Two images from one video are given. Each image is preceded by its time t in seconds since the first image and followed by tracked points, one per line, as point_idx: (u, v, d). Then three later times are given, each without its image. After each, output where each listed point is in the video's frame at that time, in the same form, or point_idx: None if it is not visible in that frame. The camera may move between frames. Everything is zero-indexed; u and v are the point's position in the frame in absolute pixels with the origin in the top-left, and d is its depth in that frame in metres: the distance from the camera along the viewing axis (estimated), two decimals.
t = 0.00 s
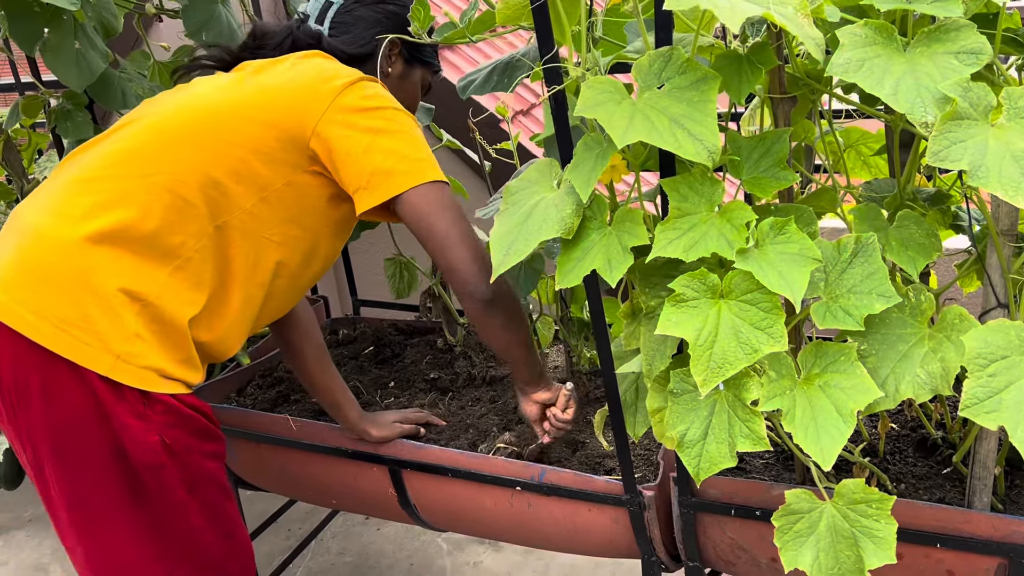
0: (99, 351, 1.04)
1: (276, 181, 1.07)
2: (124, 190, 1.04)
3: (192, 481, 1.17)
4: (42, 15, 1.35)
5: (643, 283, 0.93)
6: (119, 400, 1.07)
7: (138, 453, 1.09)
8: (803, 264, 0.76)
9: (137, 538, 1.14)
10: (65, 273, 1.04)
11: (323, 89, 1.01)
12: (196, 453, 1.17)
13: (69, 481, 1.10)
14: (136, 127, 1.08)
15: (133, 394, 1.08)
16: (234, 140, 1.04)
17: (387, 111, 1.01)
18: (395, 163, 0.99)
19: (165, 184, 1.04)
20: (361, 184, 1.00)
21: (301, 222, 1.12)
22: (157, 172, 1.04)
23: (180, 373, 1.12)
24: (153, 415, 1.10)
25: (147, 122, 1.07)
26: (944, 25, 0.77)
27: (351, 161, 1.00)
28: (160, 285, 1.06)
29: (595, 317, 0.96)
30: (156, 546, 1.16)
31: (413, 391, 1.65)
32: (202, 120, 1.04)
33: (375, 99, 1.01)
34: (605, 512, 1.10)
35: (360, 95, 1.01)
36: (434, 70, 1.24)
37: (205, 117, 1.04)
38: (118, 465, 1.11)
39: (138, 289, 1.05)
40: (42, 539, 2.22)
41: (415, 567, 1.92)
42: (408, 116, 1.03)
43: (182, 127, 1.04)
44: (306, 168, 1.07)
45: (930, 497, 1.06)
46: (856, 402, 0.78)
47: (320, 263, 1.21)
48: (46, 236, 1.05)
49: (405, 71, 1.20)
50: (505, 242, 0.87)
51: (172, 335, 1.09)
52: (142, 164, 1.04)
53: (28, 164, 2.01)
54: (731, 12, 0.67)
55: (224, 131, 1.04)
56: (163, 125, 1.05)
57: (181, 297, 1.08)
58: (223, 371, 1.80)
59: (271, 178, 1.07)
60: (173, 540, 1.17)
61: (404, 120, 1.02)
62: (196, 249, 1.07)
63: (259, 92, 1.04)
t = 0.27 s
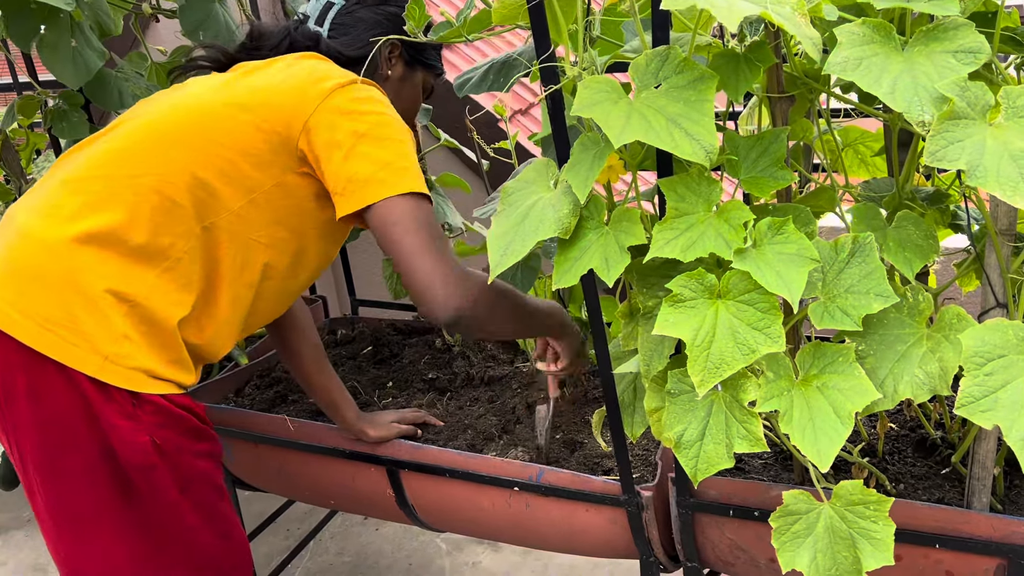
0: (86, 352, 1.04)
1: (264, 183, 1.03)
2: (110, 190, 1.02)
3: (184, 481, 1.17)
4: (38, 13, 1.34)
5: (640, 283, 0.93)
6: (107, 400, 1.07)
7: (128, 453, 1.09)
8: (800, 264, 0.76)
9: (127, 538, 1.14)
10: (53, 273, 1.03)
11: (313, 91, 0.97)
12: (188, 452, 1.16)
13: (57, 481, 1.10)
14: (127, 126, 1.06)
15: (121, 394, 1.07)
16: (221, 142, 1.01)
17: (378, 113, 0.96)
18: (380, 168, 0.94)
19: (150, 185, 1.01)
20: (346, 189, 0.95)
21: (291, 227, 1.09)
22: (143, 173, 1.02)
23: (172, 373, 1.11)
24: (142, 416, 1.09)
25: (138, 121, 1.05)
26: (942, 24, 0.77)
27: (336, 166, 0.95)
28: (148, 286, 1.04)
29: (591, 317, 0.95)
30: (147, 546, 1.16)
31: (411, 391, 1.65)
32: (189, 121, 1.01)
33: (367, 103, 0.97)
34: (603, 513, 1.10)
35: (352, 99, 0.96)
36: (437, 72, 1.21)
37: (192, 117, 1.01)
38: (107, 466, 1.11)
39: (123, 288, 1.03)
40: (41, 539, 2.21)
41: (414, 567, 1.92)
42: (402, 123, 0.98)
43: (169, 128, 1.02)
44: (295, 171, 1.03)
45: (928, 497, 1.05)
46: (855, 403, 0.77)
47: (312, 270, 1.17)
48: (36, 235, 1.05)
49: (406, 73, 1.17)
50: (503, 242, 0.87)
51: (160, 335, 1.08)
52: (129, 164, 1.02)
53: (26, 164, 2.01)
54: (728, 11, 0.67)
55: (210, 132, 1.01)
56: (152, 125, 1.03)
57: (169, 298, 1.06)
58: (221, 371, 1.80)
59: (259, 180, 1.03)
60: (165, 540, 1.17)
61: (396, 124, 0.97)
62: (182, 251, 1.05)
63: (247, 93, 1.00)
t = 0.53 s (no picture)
0: (50, 360, 1.06)
1: (251, 220, 1.08)
2: (98, 200, 1.04)
3: (152, 490, 1.18)
4: (35, 14, 1.34)
5: (636, 283, 0.93)
6: (69, 408, 1.09)
7: (93, 462, 1.11)
8: (797, 264, 0.76)
9: (100, 540, 1.18)
10: (23, 279, 1.05)
11: (317, 138, 1.00)
12: (157, 462, 1.17)
13: (31, 485, 1.14)
14: (125, 132, 1.07)
15: (84, 404, 1.09)
16: (216, 173, 1.04)
17: (378, 170, 1.00)
18: (361, 231, 1.00)
19: (138, 203, 1.04)
20: (324, 250, 1.01)
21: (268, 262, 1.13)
22: (133, 189, 1.04)
23: (143, 383, 1.13)
24: (106, 425, 1.11)
25: (134, 131, 1.07)
26: (938, 24, 0.77)
27: (320, 230, 1.01)
28: (115, 298, 1.07)
29: (588, 317, 0.95)
30: (121, 547, 1.19)
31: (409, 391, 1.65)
32: (188, 144, 1.04)
33: (368, 158, 1.00)
34: (600, 513, 1.10)
35: (345, 161, 1.00)
36: (449, 105, 1.17)
37: (192, 141, 1.04)
38: (72, 471, 1.14)
39: (91, 301, 1.05)
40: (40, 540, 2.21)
41: (412, 567, 1.91)
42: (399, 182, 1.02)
43: (168, 147, 1.04)
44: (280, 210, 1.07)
45: (926, 497, 1.05)
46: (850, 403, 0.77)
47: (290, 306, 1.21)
48: (8, 239, 1.07)
49: (417, 107, 1.13)
50: (499, 242, 0.87)
51: (127, 351, 1.10)
52: (120, 177, 1.04)
53: (23, 165, 2.00)
54: (723, 11, 0.66)
55: (206, 161, 1.04)
56: (149, 138, 1.05)
57: (139, 311, 1.09)
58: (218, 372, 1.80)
59: (246, 218, 1.07)
60: (139, 542, 1.20)
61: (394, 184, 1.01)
62: (160, 271, 1.08)
63: (250, 129, 1.03)
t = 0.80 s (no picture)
0: (46, 362, 1.06)
1: (249, 224, 1.08)
2: (97, 204, 1.05)
3: (151, 491, 1.18)
4: (34, 17, 1.34)
5: (635, 282, 0.93)
6: (66, 411, 1.09)
7: (90, 465, 1.11)
8: (794, 263, 0.76)
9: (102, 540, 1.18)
10: (19, 282, 1.05)
11: (315, 142, 1.01)
12: (154, 463, 1.17)
13: (31, 486, 1.14)
14: (127, 137, 1.08)
15: (80, 407, 1.09)
16: (214, 177, 1.04)
17: (376, 174, 1.00)
18: (359, 234, 0.99)
19: (136, 207, 1.04)
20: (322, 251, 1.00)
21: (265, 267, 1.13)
22: (131, 193, 1.04)
23: (140, 385, 1.13)
24: (103, 428, 1.10)
25: (136, 135, 1.07)
26: (935, 24, 0.77)
27: (318, 229, 1.00)
28: (115, 301, 1.07)
29: (586, 317, 0.95)
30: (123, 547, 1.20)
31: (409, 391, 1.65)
32: (188, 149, 1.05)
33: (366, 163, 1.00)
34: (599, 513, 1.10)
35: (345, 162, 1.00)
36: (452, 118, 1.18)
37: (191, 146, 1.04)
38: (71, 473, 1.15)
39: (89, 304, 1.05)
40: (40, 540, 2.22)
41: (411, 567, 1.92)
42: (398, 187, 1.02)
43: (167, 152, 1.05)
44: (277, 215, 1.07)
45: (924, 496, 1.05)
46: (848, 402, 0.78)
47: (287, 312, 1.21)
48: (8, 242, 1.07)
49: (420, 119, 1.14)
50: (497, 242, 0.87)
51: (124, 352, 1.10)
52: (119, 181, 1.04)
53: (22, 166, 2.01)
54: (720, 11, 0.67)
55: (205, 165, 1.04)
56: (149, 143, 1.05)
57: (138, 313, 1.09)
58: (218, 372, 1.80)
59: (244, 222, 1.07)
60: (139, 542, 1.20)
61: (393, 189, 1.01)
62: (156, 275, 1.08)
63: (249, 133, 1.04)
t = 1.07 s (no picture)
0: (40, 367, 1.06)
1: (253, 233, 1.08)
2: (101, 213, 1.05)
3: (145, 495, 1.18)
4: (37, 16, 1.34)
5: (635, 283, 0.93)
6: (59, 415, 1.10)
7: (83, 470, 1.11)
8: (794, 264, 0.76)
9: (97, 544, 1.18)
10: (14, 289, 1.06)
11: (318, 153, 1.00)
12: (147, 467, 1.18)
13: (26, 490, 1.15)
14: (129, 144, 1.08)
15: (74, 411, 1.10)
16: (217, 187, 1.04)
17: (380, 184, 1.00)
18: (365, 241, 1.00)
19: (140, 217, 1.05)
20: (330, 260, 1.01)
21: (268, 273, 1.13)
22: (135, 203, 1.04)
23: (132, 391, 1.14)
24: (96, 433, 1.11)
25: (137, 143, 1.07)
26: (934, 25, 0.77)
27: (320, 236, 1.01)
28: (108, 306, 1.08)
29: (586, 318, 0.95)
30: (119, 551, 1.20)
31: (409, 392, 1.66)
32: (189, 159, 1.04)
33: (371, 174, 1.00)
34: (599, 513, 1.10)
35: (347, 171, 1.00)
36: (455, 125, 1.18)
37: (193, 156, 1.04)
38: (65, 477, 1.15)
39: (87, 311, 1.06)
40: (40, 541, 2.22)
41: (412, 568, 1.92)
42: (403, 193, 1.02)
43: (169, 161, 1.04)
44: (280, 223, 1.07)
45: (924, 496, 1.05)
46: (848, 402, 0.78)
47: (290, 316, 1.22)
48: (6, 248, 1.07)
49: (422, 127, 1.15)
50: (497, 243, 0.87)
51: (121, 358, 1.10)
52: (122, 190, 1.04)
53: (23, 167, 2.01)
54: (719, 13, 0.67)
55: (207, 175, 1.03)
56: (150, 152, 1.05)
57: (131, 319, 1.11)
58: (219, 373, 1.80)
59: (248, 231, 1.07)
60: (135, 546, 1.20)
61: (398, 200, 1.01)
62: (160, 284, 1.09)
63: (251, 143, 1.03)
